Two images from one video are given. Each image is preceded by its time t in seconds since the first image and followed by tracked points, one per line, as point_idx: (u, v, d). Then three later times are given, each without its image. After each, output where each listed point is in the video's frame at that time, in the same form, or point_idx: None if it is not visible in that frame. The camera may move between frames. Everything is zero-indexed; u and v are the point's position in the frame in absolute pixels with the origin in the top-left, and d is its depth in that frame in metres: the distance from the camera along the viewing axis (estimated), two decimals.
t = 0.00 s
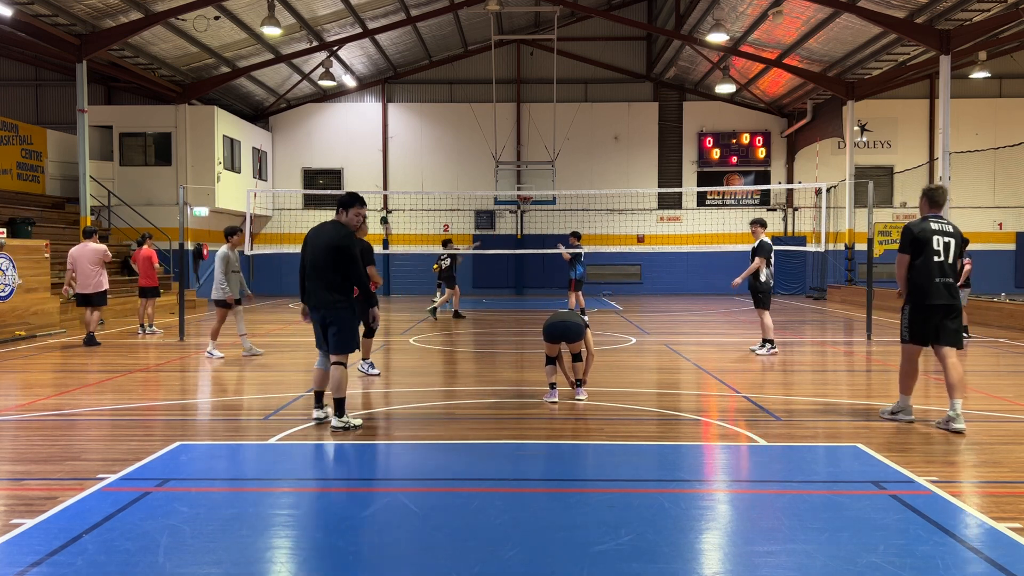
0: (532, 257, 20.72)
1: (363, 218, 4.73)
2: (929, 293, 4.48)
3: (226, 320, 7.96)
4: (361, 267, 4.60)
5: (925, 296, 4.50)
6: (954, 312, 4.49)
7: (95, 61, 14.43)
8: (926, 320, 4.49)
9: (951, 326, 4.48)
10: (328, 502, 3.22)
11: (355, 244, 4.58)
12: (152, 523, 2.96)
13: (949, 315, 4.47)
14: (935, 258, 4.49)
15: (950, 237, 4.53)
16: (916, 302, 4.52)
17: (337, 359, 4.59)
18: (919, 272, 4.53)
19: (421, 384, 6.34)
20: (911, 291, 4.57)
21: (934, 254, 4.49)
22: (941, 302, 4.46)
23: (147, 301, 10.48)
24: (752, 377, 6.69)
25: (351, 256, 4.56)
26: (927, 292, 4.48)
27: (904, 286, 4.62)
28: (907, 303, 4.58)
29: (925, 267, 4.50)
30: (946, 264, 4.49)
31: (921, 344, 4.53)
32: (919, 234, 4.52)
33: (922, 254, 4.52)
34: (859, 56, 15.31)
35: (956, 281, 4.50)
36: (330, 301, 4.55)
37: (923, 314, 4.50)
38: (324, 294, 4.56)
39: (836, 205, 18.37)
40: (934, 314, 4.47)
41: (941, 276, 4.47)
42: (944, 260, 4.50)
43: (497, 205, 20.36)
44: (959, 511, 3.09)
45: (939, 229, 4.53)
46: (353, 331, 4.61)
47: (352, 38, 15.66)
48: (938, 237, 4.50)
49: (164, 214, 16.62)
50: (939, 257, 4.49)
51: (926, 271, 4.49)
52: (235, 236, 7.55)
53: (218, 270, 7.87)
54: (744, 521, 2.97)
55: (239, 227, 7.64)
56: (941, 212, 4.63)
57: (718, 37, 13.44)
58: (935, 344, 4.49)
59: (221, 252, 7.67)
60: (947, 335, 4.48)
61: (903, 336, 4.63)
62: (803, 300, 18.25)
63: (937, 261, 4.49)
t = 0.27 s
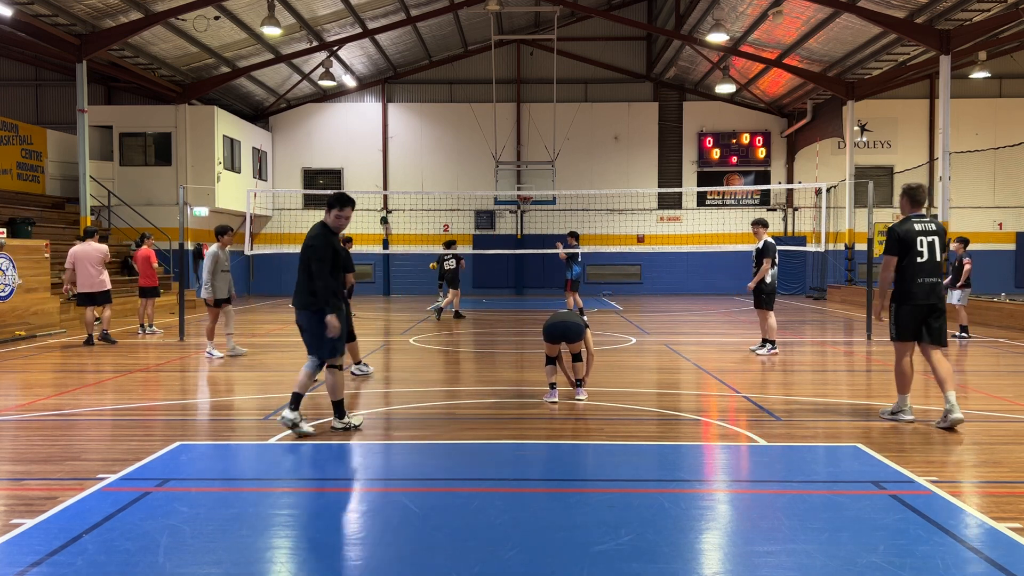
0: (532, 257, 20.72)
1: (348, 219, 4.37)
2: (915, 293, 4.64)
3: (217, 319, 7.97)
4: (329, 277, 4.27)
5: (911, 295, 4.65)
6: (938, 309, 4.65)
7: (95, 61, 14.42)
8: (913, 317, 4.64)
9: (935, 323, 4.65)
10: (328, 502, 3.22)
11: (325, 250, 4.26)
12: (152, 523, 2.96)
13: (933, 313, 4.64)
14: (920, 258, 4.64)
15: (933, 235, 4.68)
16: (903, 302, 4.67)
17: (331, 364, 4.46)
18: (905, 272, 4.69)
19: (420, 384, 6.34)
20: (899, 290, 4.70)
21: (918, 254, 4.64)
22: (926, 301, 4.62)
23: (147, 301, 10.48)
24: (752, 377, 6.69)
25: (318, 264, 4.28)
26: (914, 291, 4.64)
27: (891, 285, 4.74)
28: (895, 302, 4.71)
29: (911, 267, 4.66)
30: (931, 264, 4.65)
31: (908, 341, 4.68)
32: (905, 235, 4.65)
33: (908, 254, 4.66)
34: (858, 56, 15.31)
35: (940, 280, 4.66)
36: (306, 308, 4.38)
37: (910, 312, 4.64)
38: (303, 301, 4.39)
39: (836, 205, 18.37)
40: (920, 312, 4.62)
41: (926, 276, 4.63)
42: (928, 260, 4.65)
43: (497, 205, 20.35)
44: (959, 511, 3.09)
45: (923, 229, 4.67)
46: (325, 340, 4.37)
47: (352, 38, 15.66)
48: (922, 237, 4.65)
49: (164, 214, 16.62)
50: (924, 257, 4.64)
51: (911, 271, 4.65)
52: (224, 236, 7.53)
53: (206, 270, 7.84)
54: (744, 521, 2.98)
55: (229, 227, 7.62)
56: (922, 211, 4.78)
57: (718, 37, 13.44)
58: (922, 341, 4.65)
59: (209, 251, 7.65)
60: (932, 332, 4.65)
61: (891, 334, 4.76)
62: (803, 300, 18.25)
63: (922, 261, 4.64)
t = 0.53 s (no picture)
0: (532, 257, 20.71)
1: (334, 217, 4.33)
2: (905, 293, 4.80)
3: (215, 320, 7.94)
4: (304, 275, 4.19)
5: (901, 295, 4.81)
6: (925, 308, 4.82)
7: (95, 61, 14.43)
8: (903, 316, 4.79)
9: (922, 321, 4.83)
10: (328, 502, 3.22)
11: (304, 248, 4.19)
12: (152, 523, 2.96)
13: (921, 312, 4.81)
14: (908, 259, 4.80)
15: (921, 236, 4.83)
16: (893, 302, 4.82)
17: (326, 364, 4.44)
18: (893, 272, 4.85)
19: (420, 384, 6.35)
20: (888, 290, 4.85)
21: (908, 255, 4.80)
22: (915, 301, 4.79)
23: (147, 301, 10.48)
24: (752, 377, 6.68)
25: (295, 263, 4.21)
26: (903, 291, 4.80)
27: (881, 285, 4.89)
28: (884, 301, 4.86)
29: (899, 268, 4.82)
30: (918, 264, 4.82)
31: (898, 339, 4.83)
32: (894, 236, 4.79)
33: (897, 255, 4.81)
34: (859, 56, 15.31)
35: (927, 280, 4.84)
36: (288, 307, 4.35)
37: (901, 311, 4.79)
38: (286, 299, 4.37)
39: (836, 205, 18.37)
40: (910, 312, 4.79)
41: (914, 276, 4.79)
42: (915, 260, 4.81)
43: (497, 205, 20.34)
44: (959, 511, 3.09)
45: (911, 230, 4.82)
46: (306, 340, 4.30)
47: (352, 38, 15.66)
48: (911, 238, 4.80)
49: (164, 214, 16.62)
50: (912, 258, 4.80)
51: (900, 271, 4.81)
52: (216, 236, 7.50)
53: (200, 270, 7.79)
54: (744, 521, 2.98)
55: (223, 227, 7.58)
56: (910, 212, 4.93)
57: (718, 37, 13.45)
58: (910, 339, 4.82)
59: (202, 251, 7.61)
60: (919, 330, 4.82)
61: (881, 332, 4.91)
62: (803, 300, 18.24)
63: (910, 261, 4.80)
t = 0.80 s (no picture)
0: (532, 257, 20.70)
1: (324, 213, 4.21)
2: (900, 294, 4.82)
3: (214, 320, 7.92)
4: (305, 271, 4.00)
5: (896, 296, 4.83)
6: (920, 308, 4.85)
7: (95, 61, 14.42)
8: (899, 317, 4.81)
9: (917, 322, 4.86)
10: (327, 502, 3.22)
11: (301, 244, 3.98)
12: (152, 523, 2.96)
13: (916, 312, 4.83)
14: (904, 260, 4.82)
15: (916, 236, 4.84)
16: (889, 303, 4.84)
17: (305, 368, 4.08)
18: (889, 273, 4.87)
19: (420, 384, 6.35)
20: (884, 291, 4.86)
21: (903, 256, 4.81)
22: (909, 302, 4.82)
23: (147, 301, 10.48)
24: (752, 377, 6.68)
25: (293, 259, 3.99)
26: (899, 293, 4.82)
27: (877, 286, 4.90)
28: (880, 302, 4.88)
29: (895, 269, 4.84)
30: (913, 264, 4.83)
31: (894, 340, 4.85)
32: (890, 237, 4.80)
33: (892, 256, 4.82)
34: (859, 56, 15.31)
35: (922, 280, 4.86)
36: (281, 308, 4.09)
37: (897, 313, 4.81)
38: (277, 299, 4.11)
39: (836, 205, 18.36)
40: (904, 313, 4.81)
41: (909, 276, 4.81)
42: (910, 261, 4.83)
43: (497, 205, 20.33)
44: (959, 511, 3.09)
45: (907, 230, 4.83)
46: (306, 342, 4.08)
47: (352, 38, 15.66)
48: (906, 239, 4.81)
49: (164, 214, 16.62)
50: (907, 259, 4.83)
51: (896, 272, 4.82)
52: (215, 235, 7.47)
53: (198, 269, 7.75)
54: (744, 521, 2.97)
55: (220, 227, 7.55)
56: (904, 212, 4.94)
57: (718, 37, 13.44)
58: (906, 339, 4.84)
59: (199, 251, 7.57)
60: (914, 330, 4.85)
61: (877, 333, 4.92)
62: (803, 300, 18.23)
63: (906, 261, 4.82)
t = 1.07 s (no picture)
0: (532, 257, 20.70)
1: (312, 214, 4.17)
2: (898, 293, 4.82)
3: (213, 319, 7.90)
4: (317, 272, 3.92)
5: (894, 296, 4.83)
6: (919, 307, 4.84)
7: (95, 61, 14.42)
8: (897, 316, 4.81)
9: (916, 321, 4.86)
10: (327, 502, 3.21)
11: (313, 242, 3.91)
12: (152, 523, 2.96)
13: (914, 311, 4.83)
14: (901, 259, 4.82)
15: (913, 236, 4.84)
16: (887, 303, 4.84)
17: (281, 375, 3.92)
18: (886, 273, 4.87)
19: (419, 384, 6.34)
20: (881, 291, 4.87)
21: (900, 256, 4.82)
22: (907, 301, 4.81)
23: (147, 301, 10.48)
24: (753, 377, 6.67)
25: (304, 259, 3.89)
26: (896, 292, 4.82)
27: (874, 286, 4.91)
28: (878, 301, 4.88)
29: (891, 268, 4.84)
30: (911, 264, 4.84)
31: (894, 340, 4.85)
32: (886, 237, 4.81)
33: (889, 256, 4.83)
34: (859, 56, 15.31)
35: (920, 280, 4.86)
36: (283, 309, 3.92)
37: (895, 312, 4.81)
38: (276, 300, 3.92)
39: (836, 205, 18.36)
40: (902, 312, 4.81)
41: (907, 276, 4.81)
42: (908, 260, 4.83)
43: (497, 205, 20.31)
44: (958, 511, 3.09)
45: (903, 230, 4.83)
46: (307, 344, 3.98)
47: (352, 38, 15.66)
48: (903, 239, 4.82)
49: (164, 214, 16.61)
50: (904, 258, 4.83)
51: (893, 272, 4.83)
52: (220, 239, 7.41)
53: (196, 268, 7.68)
54: (744, 521, 2.97)
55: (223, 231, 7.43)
56: (901, 213, 4.95)
57: (718, 37, 13.44)
58: (905, 339, 4.84)
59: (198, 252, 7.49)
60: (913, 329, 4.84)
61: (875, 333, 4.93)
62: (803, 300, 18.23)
63: (903, 261, 4.82)
